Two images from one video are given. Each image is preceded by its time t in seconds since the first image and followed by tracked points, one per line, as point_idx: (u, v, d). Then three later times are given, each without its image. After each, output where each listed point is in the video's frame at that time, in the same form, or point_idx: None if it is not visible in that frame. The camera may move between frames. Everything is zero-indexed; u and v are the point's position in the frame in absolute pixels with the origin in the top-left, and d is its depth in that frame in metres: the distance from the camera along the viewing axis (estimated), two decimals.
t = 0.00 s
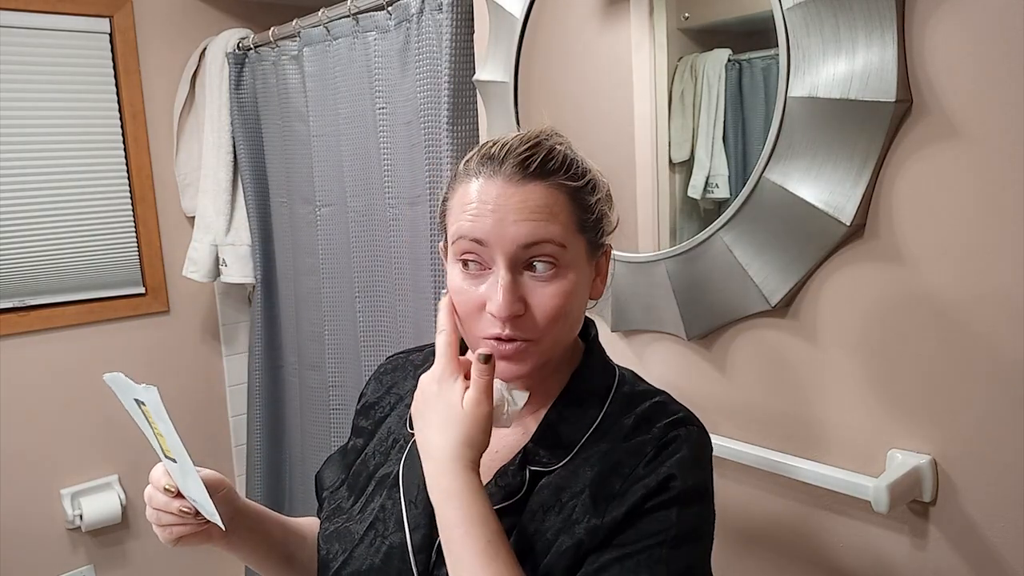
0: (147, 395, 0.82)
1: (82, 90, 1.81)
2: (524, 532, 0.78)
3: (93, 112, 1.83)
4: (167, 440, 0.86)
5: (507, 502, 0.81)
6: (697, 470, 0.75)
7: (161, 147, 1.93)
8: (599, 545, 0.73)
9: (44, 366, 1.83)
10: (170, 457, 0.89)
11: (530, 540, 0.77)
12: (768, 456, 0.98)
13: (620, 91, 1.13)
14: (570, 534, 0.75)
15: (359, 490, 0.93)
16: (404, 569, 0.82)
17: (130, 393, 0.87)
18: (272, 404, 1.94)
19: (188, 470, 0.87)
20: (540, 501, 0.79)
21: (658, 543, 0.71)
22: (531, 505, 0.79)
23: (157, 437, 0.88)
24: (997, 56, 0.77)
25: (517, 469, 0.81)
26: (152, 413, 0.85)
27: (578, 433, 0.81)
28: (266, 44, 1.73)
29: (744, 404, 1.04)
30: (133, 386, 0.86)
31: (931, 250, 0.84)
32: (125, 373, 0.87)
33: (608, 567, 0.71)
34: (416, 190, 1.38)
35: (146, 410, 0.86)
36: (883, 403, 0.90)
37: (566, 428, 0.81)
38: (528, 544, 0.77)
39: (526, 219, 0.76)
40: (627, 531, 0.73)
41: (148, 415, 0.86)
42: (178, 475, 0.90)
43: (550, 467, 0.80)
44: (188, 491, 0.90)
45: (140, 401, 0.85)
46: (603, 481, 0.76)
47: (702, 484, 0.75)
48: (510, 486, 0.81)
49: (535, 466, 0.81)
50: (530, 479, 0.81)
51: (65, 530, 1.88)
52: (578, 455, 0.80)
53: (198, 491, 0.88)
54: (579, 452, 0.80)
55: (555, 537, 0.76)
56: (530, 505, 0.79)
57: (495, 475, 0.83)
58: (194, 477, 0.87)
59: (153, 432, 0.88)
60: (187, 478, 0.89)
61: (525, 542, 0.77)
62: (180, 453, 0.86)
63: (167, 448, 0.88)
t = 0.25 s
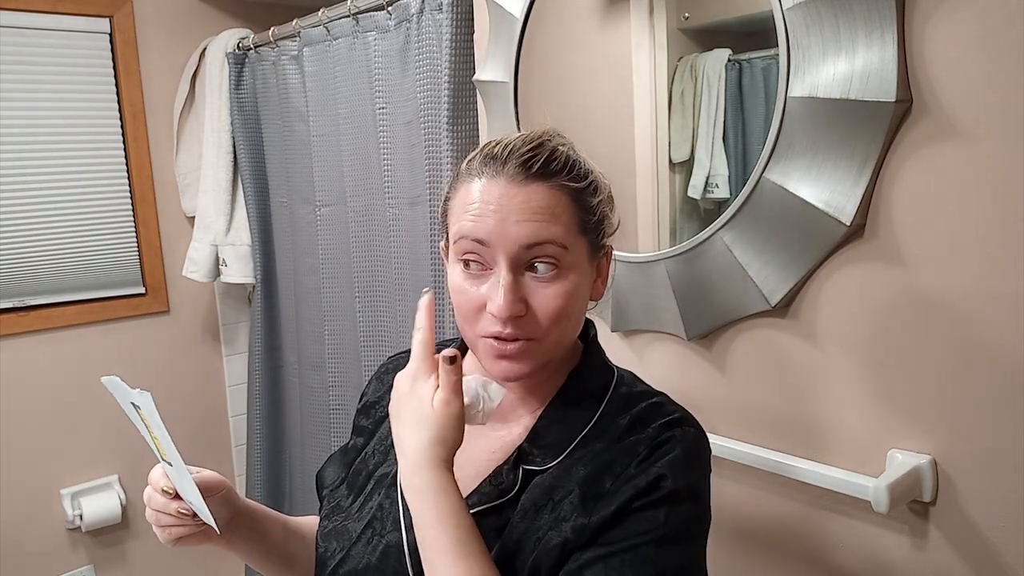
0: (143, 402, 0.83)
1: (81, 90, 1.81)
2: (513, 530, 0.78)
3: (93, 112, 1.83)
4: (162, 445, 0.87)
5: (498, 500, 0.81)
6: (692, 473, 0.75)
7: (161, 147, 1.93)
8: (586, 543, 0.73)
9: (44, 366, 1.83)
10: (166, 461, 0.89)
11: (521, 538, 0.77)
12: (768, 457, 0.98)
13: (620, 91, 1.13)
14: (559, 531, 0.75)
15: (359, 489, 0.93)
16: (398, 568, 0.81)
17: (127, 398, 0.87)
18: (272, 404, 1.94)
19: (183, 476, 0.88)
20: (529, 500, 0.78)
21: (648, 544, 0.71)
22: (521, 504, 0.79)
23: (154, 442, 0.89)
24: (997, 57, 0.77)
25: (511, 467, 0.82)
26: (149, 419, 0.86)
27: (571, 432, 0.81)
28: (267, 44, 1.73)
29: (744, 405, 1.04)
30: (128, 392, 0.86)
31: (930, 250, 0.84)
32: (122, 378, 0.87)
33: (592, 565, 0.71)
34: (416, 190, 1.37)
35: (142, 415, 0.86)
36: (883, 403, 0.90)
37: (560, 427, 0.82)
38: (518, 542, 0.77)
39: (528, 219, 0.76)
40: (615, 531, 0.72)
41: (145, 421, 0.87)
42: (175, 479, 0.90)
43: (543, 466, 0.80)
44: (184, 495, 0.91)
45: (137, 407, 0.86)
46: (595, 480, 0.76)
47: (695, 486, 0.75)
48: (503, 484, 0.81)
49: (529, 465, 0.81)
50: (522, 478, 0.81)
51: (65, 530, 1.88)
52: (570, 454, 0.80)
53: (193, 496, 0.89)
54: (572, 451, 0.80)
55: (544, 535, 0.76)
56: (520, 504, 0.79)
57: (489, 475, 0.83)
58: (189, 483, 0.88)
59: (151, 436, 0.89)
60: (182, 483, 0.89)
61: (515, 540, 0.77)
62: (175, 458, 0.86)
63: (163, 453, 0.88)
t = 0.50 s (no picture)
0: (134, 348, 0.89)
1: (82, 90, 1.81)
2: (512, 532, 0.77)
3: (93, 112, 1.83)
4: (158, 399, 0.89)
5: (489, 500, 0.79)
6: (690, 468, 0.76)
7: (160, 146, 1.93)
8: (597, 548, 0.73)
9: (44, 366, 1.83)
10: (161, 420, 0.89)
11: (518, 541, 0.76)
12: (768, 457, 0.98)
13: (619, 91, 1.13)
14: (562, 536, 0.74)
15: (353, 483, 0.94)
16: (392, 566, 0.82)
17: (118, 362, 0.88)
18: (272, 404, 1.94)
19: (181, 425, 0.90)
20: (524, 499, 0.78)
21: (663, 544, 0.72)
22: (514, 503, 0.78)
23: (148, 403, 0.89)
24: (997, 57, 0.77)
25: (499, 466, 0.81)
26: (143, 374, 0.89)
27: (559, 424, 0.81)
28: (267, 44, 1.73)
29: (744, 404, 1.04)
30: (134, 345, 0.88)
31: (930, 250, 0.84)
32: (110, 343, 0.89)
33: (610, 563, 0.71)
34: (416, 190, 1.38)
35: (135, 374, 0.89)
36: (883, 403, 0.90)
37: (548, 420, 0.82)
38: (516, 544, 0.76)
39: (525, 223, 0.76)
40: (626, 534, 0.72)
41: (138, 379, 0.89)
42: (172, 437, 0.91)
43: (533, 462, 0.79)
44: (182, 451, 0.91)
45: (130, 365, 0.89)
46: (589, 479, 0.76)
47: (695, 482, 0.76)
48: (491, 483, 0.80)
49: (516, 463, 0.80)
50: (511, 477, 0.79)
51: (65, 530, 1.88)
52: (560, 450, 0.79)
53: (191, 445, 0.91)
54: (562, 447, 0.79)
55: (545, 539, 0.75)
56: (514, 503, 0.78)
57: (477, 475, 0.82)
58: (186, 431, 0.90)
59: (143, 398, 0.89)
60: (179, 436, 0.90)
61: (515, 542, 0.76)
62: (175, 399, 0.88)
63: (160, 408, 0.89)
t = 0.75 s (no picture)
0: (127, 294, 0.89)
1: (81, 90, 1.81)
2: (515, 541, 0.76)
3: (93, 112, 1.83)
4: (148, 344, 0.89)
5: (485, 507, 0.78)
6: (705, 474, 0.79)
7: (160, 146, 1.93)
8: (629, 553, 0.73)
9: (44, 367, 1.83)
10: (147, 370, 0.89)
11: (530, 547, 0.75)
12: (768, 457, 0.98)
13: (620, 91, 1.13)
14: (587, 543, 0.74)
15: (337, 485, 0.94)
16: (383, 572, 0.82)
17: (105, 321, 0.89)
18: (272, 404, 1.94)
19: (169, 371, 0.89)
20: (525, 507, 0.77)
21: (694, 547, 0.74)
22: (512, 511, 0.77)
23: (131, 356, 0.89)
24: (997, 57, 0.77)
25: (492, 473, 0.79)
26: (133, 320, 0.89)
27: (553, 428, 0.80)
28: (266, 44, 1.73)
29: (744, 404, 1.04)
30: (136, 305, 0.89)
31: (930, 250, 0.84)
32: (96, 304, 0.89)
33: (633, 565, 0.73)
34: (416, 190, 1.38)
35: (123, 326, 0.89)
36: (883, 402, 0.90)
37: (541, 424, 0.81)
38: (528, 551, 0.75)
39: (523, 209, 0.76)
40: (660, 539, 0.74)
41: (126, 330, 0.89)
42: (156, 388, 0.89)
43: (527, 467, 0.78)
44: (168, 403, 0.90)
45: (117, 318, 0.89)
46: (608, 485, 0.76)
47: (712, 487, 0.79)
48: (487, 491, 0.78)
49: (509, 468, 0.79)
50: (507, 483, 0.78)
51: (66, 530, 1.89)
52: (559, 457, 0.79)
53: (183, 392, 0.90)
54: (560, 453, 0.79)
55: (567, 545, 0.74)
56: (512, 511, 0.77)
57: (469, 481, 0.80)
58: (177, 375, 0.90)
59: (126, 353, 0.89)
60: (167, 384, 0.89)
61: (520, 551, 0.75)
62: (163, 346, 0.89)
63: (144, 360, 0.89)
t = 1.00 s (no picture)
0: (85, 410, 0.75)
1: (81, 90, 1.81)
2: (546, 552, 0.77)
3: (93, 112, 1.83)
4: (117, 460, 0.77)
5: (515, 520, 0.77)
6: (715, 478, 0.84)
7: (161, 146, 1.93)
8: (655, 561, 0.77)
9: (44, 366, 1.83)
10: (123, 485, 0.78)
11: (562, 555, 0.77)
12: (768, 458, 0.98)
13: (620, 91, 1.13)
14: (619, 551, 0.77)
15: (339, 509, 0.92)
16: None
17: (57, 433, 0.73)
18: (272, 404, 1.94)
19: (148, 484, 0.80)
20: (556, 519, 0.77)
21: (707, 547, 0.80)
22: (543, 524, 0.77)
23: (100, 472, 0.76)
24: (997, 56, 0.77)
25: (522, 485, 0.78)
26: (94, 439, 0.75)
27: (581, 440, 0.81)
28: (267, 44, 1.73)
29: (744, 404, 1.04)
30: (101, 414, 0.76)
31: (930, 251, 0.84)
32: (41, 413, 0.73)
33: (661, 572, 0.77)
34: (416, 190, 1.38)
35: (82, 442, 0.75)
36: (883, 402, 0.90)
37: (569, 437, 0.81)
38: (559, 558, 0.77)
39: (512, 207, 0.76)
40: (685, 546, 0.78)
41: (85, 448, 0.75)
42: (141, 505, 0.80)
43: (559, 480, 0.78)
44: (154, 514, 0.81)
45: (75, 434, 0.74)
46: (641, 498, 0.77)
47: (718, 494, 0.83)
48: (519, 505, 0.78)
49: (540, 479, 0.78)
50: (537, 496, 0.78)
51: (65, 530, 1.89)
52: (589, 470, 0.79)
53: (170, 505, 0.82)
54: (592, 467, 0.79)
55: (599, 551, 0.77)
56: (543, 524, 0.77)
57: (494, 492, 0.79)
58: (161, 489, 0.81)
59: (92, 470, 0.76)
60: (150, 501, 0.80)
61: (552, 561, 0.77)
62: (136, 461, 0.78)
63: (115, 475, 0.78)
